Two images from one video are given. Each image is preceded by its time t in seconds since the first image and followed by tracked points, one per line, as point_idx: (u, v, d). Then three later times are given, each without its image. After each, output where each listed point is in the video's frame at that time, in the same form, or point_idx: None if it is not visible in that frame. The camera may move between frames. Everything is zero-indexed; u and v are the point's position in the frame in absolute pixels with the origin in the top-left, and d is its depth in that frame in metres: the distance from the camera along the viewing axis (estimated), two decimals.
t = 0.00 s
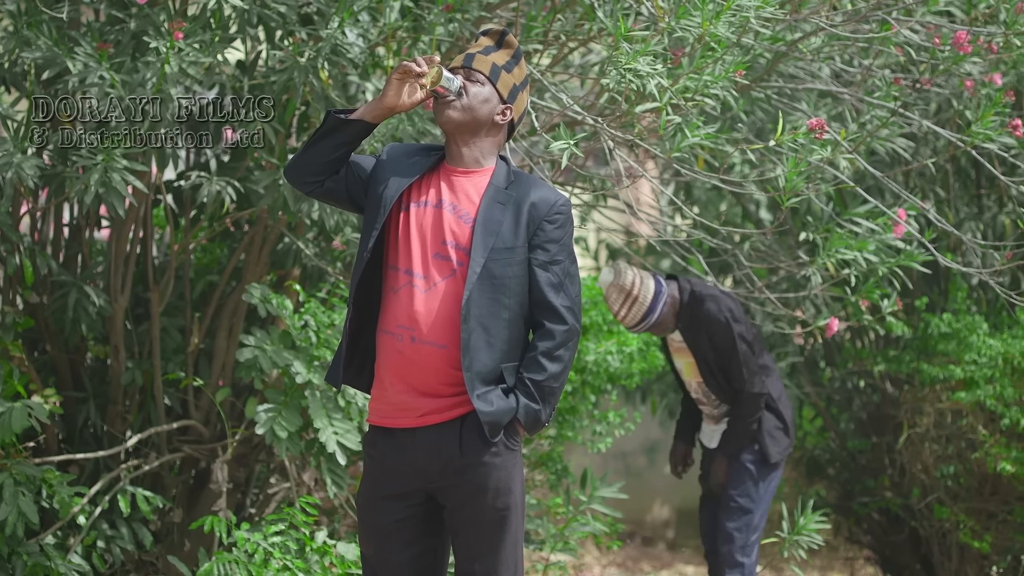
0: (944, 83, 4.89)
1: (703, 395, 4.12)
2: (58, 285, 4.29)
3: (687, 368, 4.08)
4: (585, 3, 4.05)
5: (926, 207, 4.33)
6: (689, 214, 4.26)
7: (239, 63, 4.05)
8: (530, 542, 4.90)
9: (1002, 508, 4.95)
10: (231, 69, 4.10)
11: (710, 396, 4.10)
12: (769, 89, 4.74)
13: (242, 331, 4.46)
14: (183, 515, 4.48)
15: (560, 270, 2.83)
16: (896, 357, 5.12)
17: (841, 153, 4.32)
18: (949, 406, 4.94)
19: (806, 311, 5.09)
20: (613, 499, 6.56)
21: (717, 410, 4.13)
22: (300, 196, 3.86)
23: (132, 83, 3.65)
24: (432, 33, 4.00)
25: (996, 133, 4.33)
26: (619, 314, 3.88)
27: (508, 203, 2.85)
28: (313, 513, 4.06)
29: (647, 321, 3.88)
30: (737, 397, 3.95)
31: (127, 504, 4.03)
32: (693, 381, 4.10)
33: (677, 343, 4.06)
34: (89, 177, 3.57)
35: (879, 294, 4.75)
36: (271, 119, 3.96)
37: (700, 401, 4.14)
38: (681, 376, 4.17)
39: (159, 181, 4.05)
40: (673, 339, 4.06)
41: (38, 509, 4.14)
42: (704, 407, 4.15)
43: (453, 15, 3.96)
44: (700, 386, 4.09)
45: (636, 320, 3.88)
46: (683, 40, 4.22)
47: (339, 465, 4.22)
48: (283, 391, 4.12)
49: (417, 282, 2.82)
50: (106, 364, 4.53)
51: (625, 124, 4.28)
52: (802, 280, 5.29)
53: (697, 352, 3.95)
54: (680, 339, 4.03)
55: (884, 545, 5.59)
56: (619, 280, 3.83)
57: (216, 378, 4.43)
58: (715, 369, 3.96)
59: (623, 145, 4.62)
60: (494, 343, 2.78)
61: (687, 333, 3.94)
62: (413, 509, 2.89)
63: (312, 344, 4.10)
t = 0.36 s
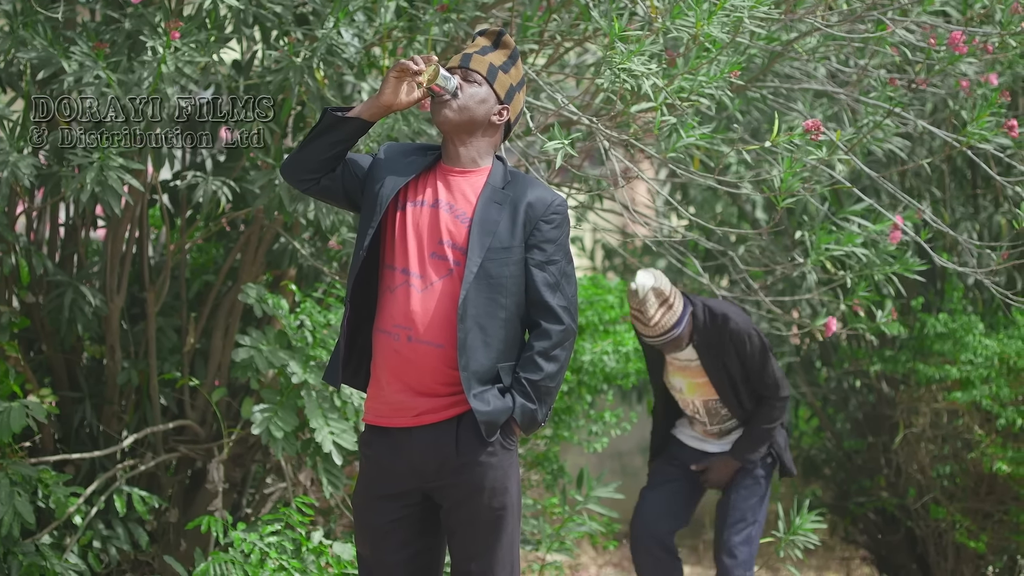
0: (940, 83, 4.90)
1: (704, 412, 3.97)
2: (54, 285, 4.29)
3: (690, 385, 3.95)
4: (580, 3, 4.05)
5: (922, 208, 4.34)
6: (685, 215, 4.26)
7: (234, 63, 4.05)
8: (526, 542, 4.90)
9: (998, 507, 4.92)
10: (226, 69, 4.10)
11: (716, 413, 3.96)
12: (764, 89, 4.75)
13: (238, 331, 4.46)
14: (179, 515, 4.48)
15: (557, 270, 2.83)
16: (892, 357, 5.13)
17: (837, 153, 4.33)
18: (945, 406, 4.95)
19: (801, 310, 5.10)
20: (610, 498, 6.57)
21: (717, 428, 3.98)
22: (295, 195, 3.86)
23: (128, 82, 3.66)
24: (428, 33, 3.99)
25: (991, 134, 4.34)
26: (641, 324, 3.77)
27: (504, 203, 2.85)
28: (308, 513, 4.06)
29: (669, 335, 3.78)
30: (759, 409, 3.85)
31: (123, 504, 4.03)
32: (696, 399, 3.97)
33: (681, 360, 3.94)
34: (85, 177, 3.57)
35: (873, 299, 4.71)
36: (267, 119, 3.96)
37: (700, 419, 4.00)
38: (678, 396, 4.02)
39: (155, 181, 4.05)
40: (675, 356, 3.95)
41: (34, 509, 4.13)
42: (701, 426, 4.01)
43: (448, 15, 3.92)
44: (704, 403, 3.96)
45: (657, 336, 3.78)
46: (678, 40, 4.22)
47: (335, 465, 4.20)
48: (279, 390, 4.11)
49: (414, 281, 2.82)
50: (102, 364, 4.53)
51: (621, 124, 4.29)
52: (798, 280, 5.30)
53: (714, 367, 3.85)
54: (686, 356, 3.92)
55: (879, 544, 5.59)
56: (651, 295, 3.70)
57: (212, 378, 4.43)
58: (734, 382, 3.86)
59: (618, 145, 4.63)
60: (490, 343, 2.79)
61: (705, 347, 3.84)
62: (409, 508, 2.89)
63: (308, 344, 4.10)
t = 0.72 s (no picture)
0: (940, 83, 4.90)
1: (681, 400, 3.89)
2: (54, 285, 4.29)
3: (671, 370, 3.89)
4: (580, 3, 4.05)
5: (922, 208, 4.33)
6: (684, 215, 4.26)
7: (234, 63, 4.05)
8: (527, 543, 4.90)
9: (998, 508, 4.90)
10: (226, 69, 4.09)
11: (691, 400, 3.90)
12: (764, 89, 4.75)
13: (239, 332, 4.46)
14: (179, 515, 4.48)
15: (557, 270, 2.83)
16: (893, 357, 5.13)
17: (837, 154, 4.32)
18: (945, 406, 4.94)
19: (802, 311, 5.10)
20: (610, 499, 6.56)
21: (691, 417, 3.90)
22: (295, 196, 3.85)
23: (127, 83, 3.66)
24: (428, 33, 3.99)
25: (990, 134, 4.34)
26: (651, 250, 3.79)
27: (505, 203, 2.85)
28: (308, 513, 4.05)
29: (670, 274, 3.78)
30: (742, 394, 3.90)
31: (123, 505, 4.03)
32: (675, 385, 3.89)
33: (663, 344, 3.89)
34: (85, 177, 3.57)
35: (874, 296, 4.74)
36: (267, 119, 3.96)
37: (675, 409, 3.89)
38: (652, 384, 3.91)
39: (155, 181, 4.05)
40: (657, 340, 3.90)
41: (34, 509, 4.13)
42: (674, 418, 3.90)
43: (448, 15, 3.93)
44: (683, 390, 3.89)
45: (660, 269, 3.79)
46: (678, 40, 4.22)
47: (336, 465, 4.18)
48: (279, 391, 4.11)
49: (414, 282, 2.82)
50: (103, 364, 4.53)
51: (621, 124, 4.29)
52: (798, 280, 5.29)
53: (706, 346, 3.86)
54: (670, 339, 3.89)
55: (880, 545, 5.59)
56: (677, 236, 3.78)
57: (213, 378, 4.43)
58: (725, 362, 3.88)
59: (618, 146, 4.62)
60: (491, 343, 2.78)
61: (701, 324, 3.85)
62: (410, 508, 2.89)
63: (308, 344, 4.09)
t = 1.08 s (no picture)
0: (939, 83, 4.91)
1: (671, 378, 3.86)
2: (54, 286, 4.29)
3: (665, 347, 3.86)
4: (580, 3, 4.05)
5: (922, 209, 4.33)
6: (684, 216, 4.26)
7: (234, 64, 4.04)
8: (526, 544, 4.89)
9: (998, 509, 4.90)
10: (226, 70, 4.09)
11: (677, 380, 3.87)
12: (764, 90, 4.75)
13: (238, 332, 4.45)
14: (179, 516, 4.48)
15: (557, 270, 2.83)
16: (892, 357, 5.14)
17: (837, 154, 4.32)
18: (945, 407, 4.94)
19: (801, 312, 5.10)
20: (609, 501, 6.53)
21: (675, 399, 3.87)
22: (295, 197, 3.85)
23: (126, 85, 3.66)
24: (427, 34, 4.00)
25: (990, 134, 4.34)
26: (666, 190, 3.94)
27: (505, 203, 2.85)
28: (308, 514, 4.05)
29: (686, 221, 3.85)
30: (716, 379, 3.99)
31: (122, 505, 4.03)
32: (667, 362, 3.85)
33: (659, 319, 3.87)
34: (84, 178, 3.57)
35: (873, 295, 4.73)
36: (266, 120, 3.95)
37: (663, 389, 3.85)
38: (643, 358, 3.85)
39: (155, 182, 4.05)
40: (655, 315, 3.87)
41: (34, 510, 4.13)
42: (659, 398, 3.85)
43: (447, 16, 3.94)
44: (673, 368, 3.86)
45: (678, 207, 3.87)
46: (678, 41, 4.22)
47: (335, 466, 4.19)
48: (279, 392, 4.11)
49: (414, 282, 2.82)
50: (102, 365, 4.53)
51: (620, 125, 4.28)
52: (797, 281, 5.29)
53: (702, 325, 3.89)
54: (667, 315, 3.88)
55: (879, 546, 5.59)
56: (696, 185, 3.96)
57: (212, 380, 4.43)
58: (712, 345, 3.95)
59: (618, 147, 4.63)
60: (491, 343, 2.78)
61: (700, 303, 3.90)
62: (409, 508, 2.88)
63: (307, 345, 4.09)
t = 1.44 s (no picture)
0: (939, 83, 4.91)
1: (668, 447, 3.64)
2: (53, 286, 4.29)
3: (672, 415, 3.62)
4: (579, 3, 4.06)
5: (921, 208, 4.33)
6: (683, 215, 4.27)
7: (233, 64, 4.05)
8: (525, 544, 4.90)
9: (996, 509, 4.90)
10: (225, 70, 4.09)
11: (674, 447, 3.65)
12: (763, 90, 4.75)
13: (237, 332, 4.45)
14: (178, 516, 4.48)
15: (557, 270, 2.83)
16: (891, 357, 5.15)
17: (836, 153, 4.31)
18: (944, 407, 4.94)
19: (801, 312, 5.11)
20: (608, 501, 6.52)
21: (669, 461, 3.65)
22: (293, 197, 3.84)
23: (124, 84, 3.65)
24: (427, 33, 4.00)
25: (989, 134, 4.34)
26: (726, 289, 3.47)
27: (504, 203, 2.85)
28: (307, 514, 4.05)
29: (736, 331, 3.48)
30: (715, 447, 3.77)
31: (121, 505, 4.03)
32: (669, 430, 3.62)
33: (674, 390, 3.62)
34: (82, 177, 3.57)
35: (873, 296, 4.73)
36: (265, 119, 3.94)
37: (660, 453, 3.63)
38: (647, 423, 3.61)
39: (155, 182, 4.05)
40: (671, 385, 3.62)
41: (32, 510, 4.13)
42: (654, 459, 3.63)
43: (446, 16, 3.94)
44: (673, 437, 3.64)
45: (734, 319, 3.47)
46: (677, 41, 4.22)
47: (334, 466, 4.19)
48: (278, 391, 4.12)
49: (414, 281, 2.82)
50: (101, 365, 4.53)
51: (620, 124, 4.29)
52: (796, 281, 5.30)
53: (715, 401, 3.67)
54: (684, 387, 3.63)
55: (878, 545, 5.59)
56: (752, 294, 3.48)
57: (211, 380, 4.42)
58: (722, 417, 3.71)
59: (618, 146, 4.63)
60: (491, 343, 2.79)
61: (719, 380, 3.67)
62: (408, 509, 2.88)
63: (307, 345, 4.09)
